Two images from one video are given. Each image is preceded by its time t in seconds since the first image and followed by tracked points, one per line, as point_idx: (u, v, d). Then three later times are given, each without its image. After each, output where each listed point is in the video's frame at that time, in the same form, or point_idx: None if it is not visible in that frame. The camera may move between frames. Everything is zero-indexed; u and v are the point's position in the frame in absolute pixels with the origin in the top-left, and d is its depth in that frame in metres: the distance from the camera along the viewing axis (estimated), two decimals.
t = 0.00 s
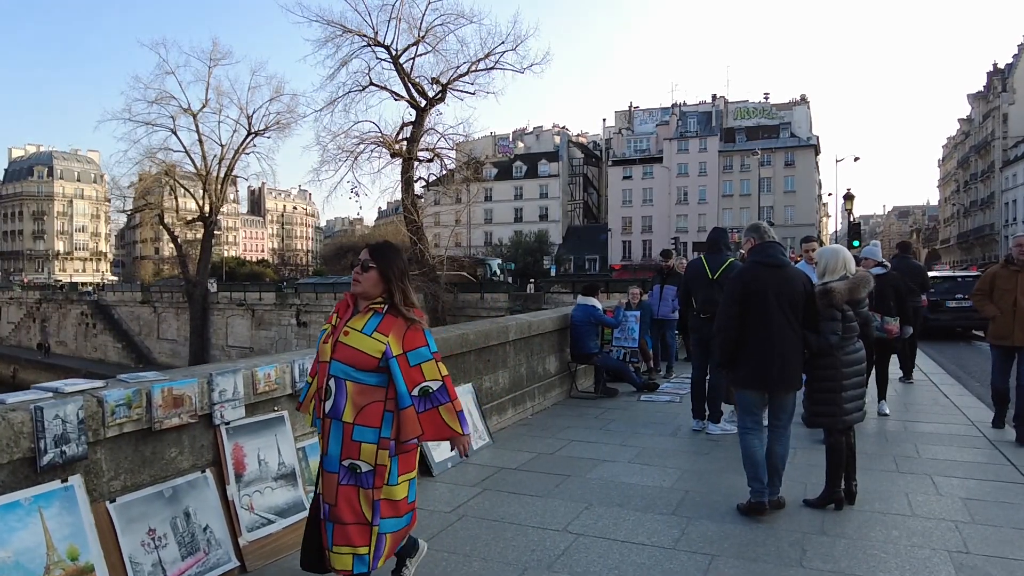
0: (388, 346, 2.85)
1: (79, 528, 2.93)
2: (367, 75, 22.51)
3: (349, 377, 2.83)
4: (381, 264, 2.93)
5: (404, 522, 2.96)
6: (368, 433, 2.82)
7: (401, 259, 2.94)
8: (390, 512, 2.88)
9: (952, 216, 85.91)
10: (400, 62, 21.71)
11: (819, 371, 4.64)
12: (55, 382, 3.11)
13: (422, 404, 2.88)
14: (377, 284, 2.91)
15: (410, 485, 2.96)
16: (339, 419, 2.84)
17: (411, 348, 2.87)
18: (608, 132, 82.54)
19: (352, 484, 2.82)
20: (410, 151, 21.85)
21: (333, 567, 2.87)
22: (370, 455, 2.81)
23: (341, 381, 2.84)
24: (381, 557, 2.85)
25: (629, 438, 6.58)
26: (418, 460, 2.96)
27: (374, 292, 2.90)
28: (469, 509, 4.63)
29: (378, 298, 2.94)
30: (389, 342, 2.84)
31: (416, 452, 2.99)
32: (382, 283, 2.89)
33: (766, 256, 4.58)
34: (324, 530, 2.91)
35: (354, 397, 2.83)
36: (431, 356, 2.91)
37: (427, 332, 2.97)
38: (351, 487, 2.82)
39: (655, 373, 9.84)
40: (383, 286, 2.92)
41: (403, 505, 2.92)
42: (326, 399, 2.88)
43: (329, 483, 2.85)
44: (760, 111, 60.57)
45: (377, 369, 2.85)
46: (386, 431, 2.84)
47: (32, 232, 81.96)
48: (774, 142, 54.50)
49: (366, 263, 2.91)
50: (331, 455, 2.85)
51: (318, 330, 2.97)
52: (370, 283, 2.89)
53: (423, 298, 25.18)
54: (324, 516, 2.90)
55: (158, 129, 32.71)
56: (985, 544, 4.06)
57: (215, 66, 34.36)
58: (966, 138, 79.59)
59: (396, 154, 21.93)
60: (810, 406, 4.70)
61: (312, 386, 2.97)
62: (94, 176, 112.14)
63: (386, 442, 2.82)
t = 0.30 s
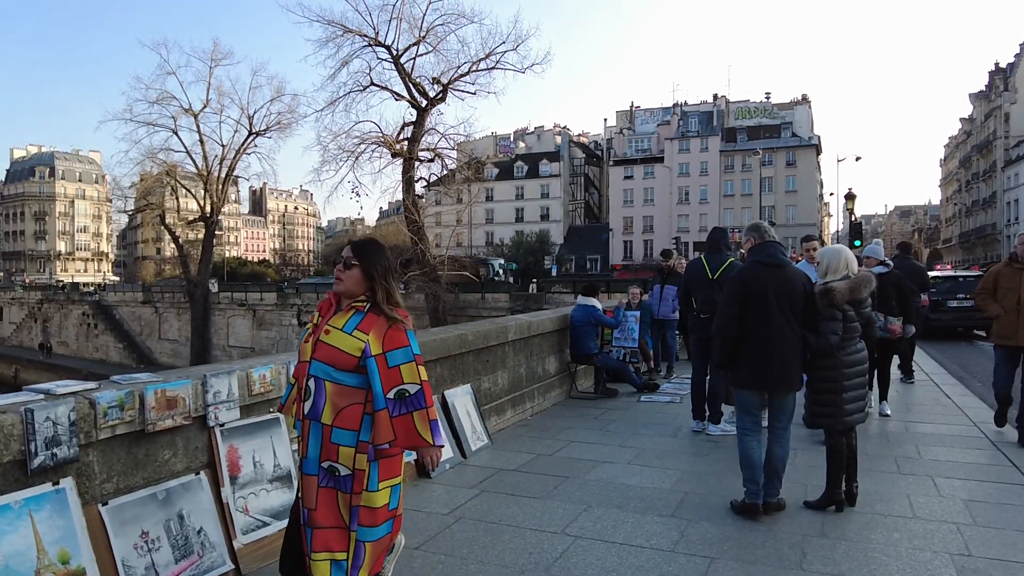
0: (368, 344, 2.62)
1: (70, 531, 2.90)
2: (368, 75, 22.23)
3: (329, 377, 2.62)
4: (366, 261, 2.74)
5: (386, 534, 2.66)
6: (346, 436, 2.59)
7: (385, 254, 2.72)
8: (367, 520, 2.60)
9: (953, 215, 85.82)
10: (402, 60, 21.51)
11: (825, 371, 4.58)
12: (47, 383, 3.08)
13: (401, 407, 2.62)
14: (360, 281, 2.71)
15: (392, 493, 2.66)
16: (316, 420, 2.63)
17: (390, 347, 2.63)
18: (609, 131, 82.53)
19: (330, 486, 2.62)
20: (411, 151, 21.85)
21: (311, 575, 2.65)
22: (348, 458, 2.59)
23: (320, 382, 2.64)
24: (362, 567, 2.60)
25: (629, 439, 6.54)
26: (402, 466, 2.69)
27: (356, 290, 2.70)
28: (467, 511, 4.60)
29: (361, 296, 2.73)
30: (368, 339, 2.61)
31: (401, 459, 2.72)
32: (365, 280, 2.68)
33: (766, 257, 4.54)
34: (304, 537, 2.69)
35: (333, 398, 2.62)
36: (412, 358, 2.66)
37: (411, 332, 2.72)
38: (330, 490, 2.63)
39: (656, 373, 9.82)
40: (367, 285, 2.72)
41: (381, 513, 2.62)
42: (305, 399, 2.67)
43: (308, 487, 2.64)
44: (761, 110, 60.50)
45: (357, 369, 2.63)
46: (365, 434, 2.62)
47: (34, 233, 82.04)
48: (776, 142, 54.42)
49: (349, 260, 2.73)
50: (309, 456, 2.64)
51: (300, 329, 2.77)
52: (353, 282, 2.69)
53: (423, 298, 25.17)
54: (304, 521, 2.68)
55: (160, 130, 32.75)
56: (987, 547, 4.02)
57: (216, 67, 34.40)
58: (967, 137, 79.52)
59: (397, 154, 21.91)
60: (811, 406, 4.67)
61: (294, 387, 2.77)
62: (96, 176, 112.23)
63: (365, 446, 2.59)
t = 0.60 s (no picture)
0: (349, 344, 2.54)
1: (63, 535, 2.86)
2: (369, 74, 22.73)
3: (309, 377, 2.55)
4: (350, 258, 2.65)
5: (371, 543, 2.56)
6: (325, 439, 2.53)
7: (370, 253, 2.65)
8: (347, 525, 2.52)
9: (956, 215, 85.67)
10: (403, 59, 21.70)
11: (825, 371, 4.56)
12: (41, 385, 3.07)
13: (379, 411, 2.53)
14: (344, 279, 2.63)
15: (374, 501, 2.57)
16: (295, 420, 2.55)
17: (371, 346, 2.55)
18: (611, 131, 82.46)
19: (311, 489, 2.56)
20: (412, 152, 21.84)
21: None
22: (327, 461, 2.53)
23: (300, 381, 2.56)
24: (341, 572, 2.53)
25: (629, 440, 6.50)
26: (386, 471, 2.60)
27: (340, 289, 2.62)
28: (465, 513, 4.56)
29: (345, 294, 2.65)
30: (348, 339, 2.54)
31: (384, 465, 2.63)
32: (349, 279, 2.61)
33: (767, 256, 4.50)
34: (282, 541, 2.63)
35: (314, 399, 2.54)
36: (391, 360, 2.56)
37: (394, 332, 2.63)
38: (311, 494, 2.56)
39: (656, 374, 9.78)
40: (352, 283, 2.64)
41: (363, 520, 2.54)
42: (285, 399, 2.59)
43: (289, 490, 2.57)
44: (764, 110, 60.42)
45: (338, 370, 2.55)
46: (344, 437, 2.55)
47: (36, 233, 82.06)
48: (778, 142, 54.33)
49: (332, 256, 2.65)
50: (289, 459, 2.58)
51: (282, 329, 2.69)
52: (338, 280, 2.61)
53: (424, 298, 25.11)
54: (283, 525, 2.61)
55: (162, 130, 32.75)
56: (989, 549, 3.98)
57: (218, 67, 34.44)
58: (970, 137, 79.33)
59: (399, 154, 21.91)
60: (813, 407, 4.63)
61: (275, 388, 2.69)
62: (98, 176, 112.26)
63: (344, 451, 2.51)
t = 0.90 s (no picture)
0: (332, 344, 2.51)
1: (57, 537, 2.84)
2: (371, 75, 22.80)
3: (291, 378, 2.51)
4: (336, 256, 2.62)
5: (353, 551, 2.52)
6: (306, 444, 2.50)
7: (355, 252, 2.62)
8: (330, 532, 2.48)
9: (959, 214, 85.44)
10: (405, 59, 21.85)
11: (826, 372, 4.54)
12: (36, 387, 3.05)
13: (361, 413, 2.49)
14: (331, 278, 2.60)
15: (357, 507, 2.53)
16: (276, 423, 2.52)
17: (351, 344, 2.50)
18: (613, 131, 82.37)
19: (294, 493, 2.52)
20: (415, 151, 21.84)
21: None
22: (309, 465, 2.49)
23: (282, 383, 2.52)
24: None
25: (631, 441, 6.47)
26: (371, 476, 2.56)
27: (326, 289, 2.59)
28: (464, 515, 4.53)
29: (330, 293, 2.62)
30: (331, 338, 2.50)
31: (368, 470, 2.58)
32: (337, 277, 2.59)
33: (766, 255, 4.47)
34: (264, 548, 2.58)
35: (295, 403, 2.51)
36: (365, 358, 2.50)
37: (377, 332, 2.59)
38: (293, 499, 2.52)
39: (658, 374, 9.75)
40: (339, 282, 2.62)
41: (347, 529, 2.49)
42: (266, 402, 2.56)
43: (270, 496, 2.53)
44: (766, 109, 60.31)
45: (321, 372, 2.52)
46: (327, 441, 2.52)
47: (39, 234, 82.08)
48: (781, 141, 54.26)
49: (317, 254, 2.61)
50: (270, 463, 2.54)
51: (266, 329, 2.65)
52: (324, 279, 2.58)
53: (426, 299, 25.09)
54: (264, 532, 2.57)
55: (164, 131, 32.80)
56: (995, 552, 3.93)
57: (220, 67, 34.52)
58: (973, 136, 79.14)
59: (400, 154, 21.88)
60: (815, 408, 4.60)
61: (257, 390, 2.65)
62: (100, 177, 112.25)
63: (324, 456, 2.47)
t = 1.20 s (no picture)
0: (314, 345, 2.46)
1: (52, 539, 2.82)
2: (373, 75, 23.74)
3: (272, 384, 2.45)
4: (320, 256, 2.57)
5: (330, 559, 2.47)
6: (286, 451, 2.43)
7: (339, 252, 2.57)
8: (310, 542, 2.42)
9: (963, 214, 85.23)
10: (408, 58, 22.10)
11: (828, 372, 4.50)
12: (31, 387, 3.03)
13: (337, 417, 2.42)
14: (317, 279, 2.55)
15: (339, 516, 2.48)
16: (256, 427, 2.45)
17: (329, 344, 2.44)
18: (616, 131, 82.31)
19: (274, 501, 2.45)
20: (417, 151, 21.83)
21: None
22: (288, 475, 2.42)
23: (263, 390, 2.46)
24: None
25: (632, 442, 6.44)
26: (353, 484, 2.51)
27: (311, 289, 2.53)
28: (463, 517, 4.50)
29: (314, 295, 2.57)
30: (312, 340, 2.44)
31: (350, 477, 2.53)
32: (322, 279, 2.54)
33: (766, 255, 4.44)
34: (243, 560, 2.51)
35: (275, 409, 2.45)
36: (338, 358, 2.42)
37: (359, 334, 2.54)
38: (274, 506, 2.46)
39: (660, 375, 9.71)
40: (325, 282, 2.56)
41: (327, 538, 2.44)
42: (247, 409, 2.49)
43: (250, 504, 2.46)
44: (769, 109, 60.21)
45: (301, 375, 2.47)
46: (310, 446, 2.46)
47: (43, 234, 82.12)
48: (783, 141, 54.16)
49: (300, 255, 2.56)
50: (250, 472, 2.48)
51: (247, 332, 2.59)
52: (310, 279, 2.53)
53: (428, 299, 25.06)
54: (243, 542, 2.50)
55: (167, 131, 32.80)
56: (999, 555, 3.89)
57: (222, 67, 34.56)
58: (976, 136, 78.85)
59: (403, 154, 21.85)
60: (817, 409, 4.56)
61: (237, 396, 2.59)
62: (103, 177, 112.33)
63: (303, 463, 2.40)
